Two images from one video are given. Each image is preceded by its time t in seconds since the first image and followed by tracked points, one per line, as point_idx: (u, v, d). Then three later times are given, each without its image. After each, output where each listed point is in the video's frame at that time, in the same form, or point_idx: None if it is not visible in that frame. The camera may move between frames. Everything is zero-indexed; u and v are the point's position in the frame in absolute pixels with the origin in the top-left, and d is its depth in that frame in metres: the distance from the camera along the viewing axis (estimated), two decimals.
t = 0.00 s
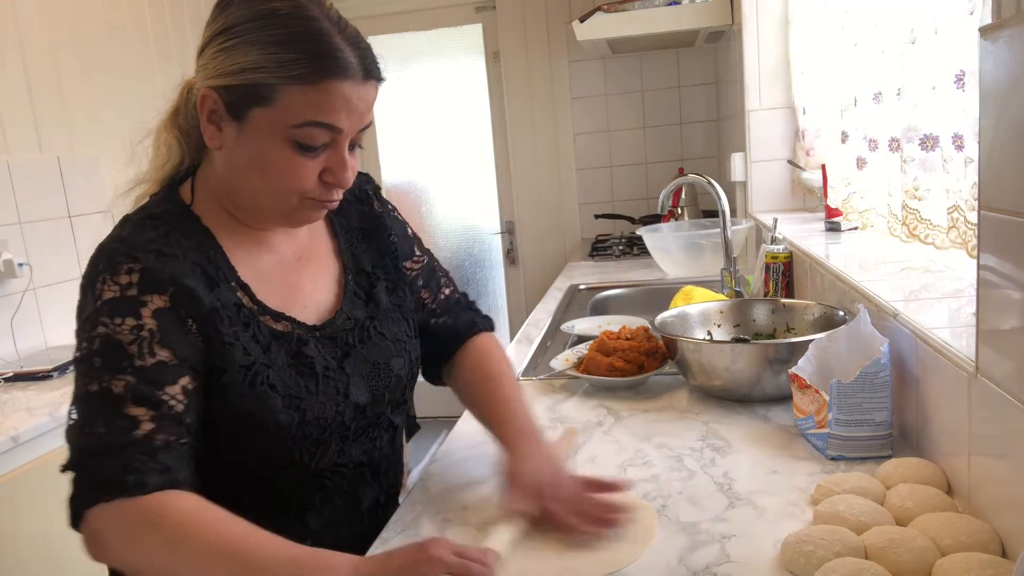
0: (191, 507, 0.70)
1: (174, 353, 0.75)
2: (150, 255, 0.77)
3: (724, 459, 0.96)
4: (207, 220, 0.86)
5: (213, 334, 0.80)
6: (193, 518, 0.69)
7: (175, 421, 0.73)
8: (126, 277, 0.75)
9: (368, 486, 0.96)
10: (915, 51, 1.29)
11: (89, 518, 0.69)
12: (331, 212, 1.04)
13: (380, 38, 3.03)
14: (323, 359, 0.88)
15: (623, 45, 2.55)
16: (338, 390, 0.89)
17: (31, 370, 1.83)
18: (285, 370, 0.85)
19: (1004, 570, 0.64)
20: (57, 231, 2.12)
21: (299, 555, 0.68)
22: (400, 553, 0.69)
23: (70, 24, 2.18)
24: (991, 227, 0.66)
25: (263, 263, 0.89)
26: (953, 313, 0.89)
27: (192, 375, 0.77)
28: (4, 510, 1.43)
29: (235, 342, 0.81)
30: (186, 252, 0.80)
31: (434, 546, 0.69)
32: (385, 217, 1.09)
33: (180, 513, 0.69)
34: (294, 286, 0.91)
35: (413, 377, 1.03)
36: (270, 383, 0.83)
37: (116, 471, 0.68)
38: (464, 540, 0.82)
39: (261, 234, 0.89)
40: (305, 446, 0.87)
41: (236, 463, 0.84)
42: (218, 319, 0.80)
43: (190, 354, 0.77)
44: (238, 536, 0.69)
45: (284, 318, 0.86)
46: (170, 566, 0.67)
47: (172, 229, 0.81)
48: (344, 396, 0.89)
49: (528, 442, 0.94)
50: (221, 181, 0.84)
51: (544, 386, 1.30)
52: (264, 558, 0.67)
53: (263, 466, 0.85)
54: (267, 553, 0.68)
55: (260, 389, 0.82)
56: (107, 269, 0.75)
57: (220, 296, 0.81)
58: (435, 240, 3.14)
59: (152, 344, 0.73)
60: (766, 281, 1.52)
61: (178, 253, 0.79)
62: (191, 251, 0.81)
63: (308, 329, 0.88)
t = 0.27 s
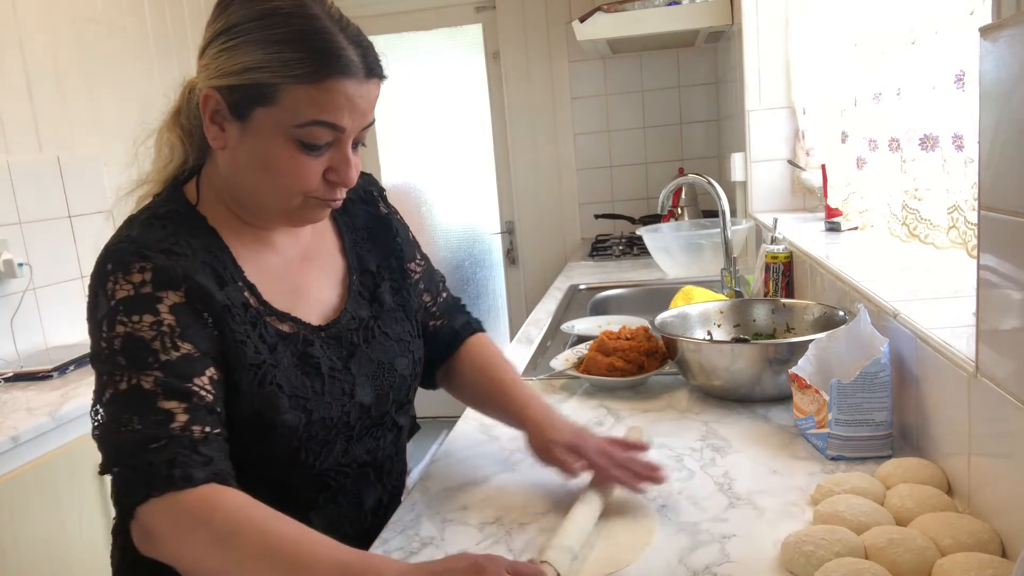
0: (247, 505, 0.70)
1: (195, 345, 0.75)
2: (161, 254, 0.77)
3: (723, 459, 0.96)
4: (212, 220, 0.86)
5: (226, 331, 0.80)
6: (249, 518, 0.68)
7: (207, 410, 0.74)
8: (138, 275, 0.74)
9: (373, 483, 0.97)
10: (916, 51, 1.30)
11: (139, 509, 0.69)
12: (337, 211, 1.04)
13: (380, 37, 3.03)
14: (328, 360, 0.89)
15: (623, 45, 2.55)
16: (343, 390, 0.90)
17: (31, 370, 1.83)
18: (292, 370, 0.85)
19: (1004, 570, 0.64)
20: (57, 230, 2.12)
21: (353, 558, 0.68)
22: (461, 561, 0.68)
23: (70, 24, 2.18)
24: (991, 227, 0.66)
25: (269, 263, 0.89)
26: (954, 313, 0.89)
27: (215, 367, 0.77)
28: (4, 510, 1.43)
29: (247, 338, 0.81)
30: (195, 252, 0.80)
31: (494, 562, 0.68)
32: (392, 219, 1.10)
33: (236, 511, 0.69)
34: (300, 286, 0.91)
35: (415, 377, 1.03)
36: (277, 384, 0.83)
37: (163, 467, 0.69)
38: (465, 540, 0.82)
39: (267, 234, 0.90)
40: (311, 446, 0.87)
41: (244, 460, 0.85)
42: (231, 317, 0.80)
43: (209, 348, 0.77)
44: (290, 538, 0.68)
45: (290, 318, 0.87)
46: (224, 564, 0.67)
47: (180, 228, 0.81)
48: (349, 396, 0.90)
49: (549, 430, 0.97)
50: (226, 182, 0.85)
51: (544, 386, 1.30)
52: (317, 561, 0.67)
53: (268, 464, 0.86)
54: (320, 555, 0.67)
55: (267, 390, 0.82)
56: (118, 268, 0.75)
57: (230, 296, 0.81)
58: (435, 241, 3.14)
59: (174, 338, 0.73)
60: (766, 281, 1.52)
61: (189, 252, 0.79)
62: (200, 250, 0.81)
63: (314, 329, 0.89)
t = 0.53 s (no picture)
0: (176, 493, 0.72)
1: (177, 356, 0.75)
2: (166, 251, 0.76)
3: (723, 459, 0.96)
4: (223, 214, 0.86)
5: (225, 335, 0.79)
6: (182, 504, 0.71)
7: (162, 424, 0.74)
8: (140, 272, 0.74)
9: (381, 478, 0.97)
10: (916, 51, 1.30)
11: (67, 505, 0.69)
12: (345, 210, 1.06)
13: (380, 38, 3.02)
14: (341, 349, 0.89)
15: (623, 45, 2.55)
16: (356, 380, 0.89)
17: (31, 370, 1.83)
18: (305, 360, 0.85)
19: (1004, 570, 0.64)
20: (57, 231, 2.12)
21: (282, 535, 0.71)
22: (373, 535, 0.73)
23: (70, 24, 2.18)
24: (992, 226, 0.66)
25: (280, 256, 0.89)
26: (955, 312, 0.89)
27: (191, 380, 0.76)
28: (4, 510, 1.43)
29: (249, 340, 0.80)
30: (205, 248, 0.80)
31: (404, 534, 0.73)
32: (393, 223, 1.13)
33: (168, 499, 0.71)
34: (312, 278, 0.92)
35: (422, 372, 1.04)
36: (290, 373, 0.83)
37: (99, 464, 0.69)
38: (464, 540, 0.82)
39: (277, 228, 0.90)
40: (324, 436, 0.87)
41: (251, 454, 0.85)
42: (234, 316, 0.80)
43: (197, 356, 0.77)
44: (220, 520, 0.71)
45: (305, 309, 0.87)
46: (158, 552, 0.69)
47: (190, 222, 0.81)
48: (362, 385, 0.90)
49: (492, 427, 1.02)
50: (239, 176, 0.85)
51: (544, 387, 1.30)
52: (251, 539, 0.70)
53: (281, 457, 0.85)
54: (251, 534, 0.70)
55: (279, 380, 0.82)
56: (122, 263, 0.74)
57: (239, 290, 0.81)
58: (435, 241, 3.14)
59: (157, 346, 0.73)
60: (766, 281, 1.52)
61: (198, 248, 0.79)
62: (210, 246, 0.81)
63: (328, 319, 0.89)
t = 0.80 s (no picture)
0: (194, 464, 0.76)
1: (193, 347, 0.76)
2: (175, 242, 0.77)
3: (723, 459, 0.96)
4: (230, 208, 0.87)
5: (233, 325, 0.80)
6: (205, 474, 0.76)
7: (182, 414, 0.76)
8: (152, 264, 0.75)
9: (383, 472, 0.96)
10: (916, 51, 1.30)
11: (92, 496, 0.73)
12: (350, 208, 1.06)
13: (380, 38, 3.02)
14: (343, 341, 0.89)
15: (623, 45, 2.55)
16: (358, 371, 0.89)
17: (32, 370, 1.83)
18: (309, 350, 0.85)
19: (1004, 570, 0.64)
20: (57, 231, 2.12)
21: (301, 477, 0.78)
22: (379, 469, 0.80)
23: (70, 24, 2.18)
24: (992, 226, 0.66)
25: (284, 250, 0.90)
26: (954, 312, 0.89)
27: (210, 375, 0.79)
28: (4, 510, 1.43)
29: (254, 329, 0.81)
30: (212, 239, 0.80)
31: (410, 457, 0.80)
32: (398, 223, 1.14)
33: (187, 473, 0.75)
34: (315, 272, 0.92)
35: (426, 367, 1.03)
36: (293, 362, 0.83)
37: (130, 455, 0.72)
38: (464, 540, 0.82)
39: (283, 222, 0.90)
40: (324, 425, 0.87)
41: (257, 445, 0.85)
42: (241, 305, 0.80)
43: (212, 346, 0.78)
44: (246, 481, 0.77)
45: (309, 301, 0.87)
46: (199, 515, 0.75)
47: (196, 213, 0.82)
48: (363, 377, 0.90)
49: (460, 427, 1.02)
50: (246, 170, 0.85)
51: (544, 387, 1.30)
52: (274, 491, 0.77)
53: (286, 445, 0.86)
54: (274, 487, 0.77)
55: (282, 368, 0.82)
56: (134, 253, 0.75)
57: (247, 279, 0.82)
58: (435, 241, 3.14)
59: (174, 338, 0.75)
60: (766, 281, 1.52)
61: (205, 239, 0.80)
62: (216, 236, 0.81)
63: (331, 311, 0.89)
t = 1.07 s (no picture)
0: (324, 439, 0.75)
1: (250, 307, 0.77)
2: (199, 224, 0.77)
3: (723, 459, 0.96)
4: (241, 202, 0.86)
5: (264, 296, 0.80)
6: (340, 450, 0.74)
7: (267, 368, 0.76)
8: (182, 245, 0.75)
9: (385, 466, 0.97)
10: (916, 51, 1.30)
11: (226, 467, 0.71)
12: (352, 205, 1.05)
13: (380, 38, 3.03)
14: (350, 334, 0.89)
15: (623, 45, 2.55)
16: (364, 366, 0.89)
17: (32, 370, 1.83)
18: (321, 341, 0.85)
19: (1004, 570, 0.64)
20: (57, 231, 2.12)
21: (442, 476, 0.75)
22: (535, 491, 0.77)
23: (70, 24, 2.18)
24: (992, 227, 0.66)
25: (291, 245, 0.90)
26: (954, 312, 0.89)
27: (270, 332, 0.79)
28: (5, 510, 1.43)
29: (281, 301, 0.82)
30: (229, 224, 0.80)
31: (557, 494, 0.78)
32: (401, 212, 1.11)
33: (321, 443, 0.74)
34: (321, 267, 0.92)
35: (428, 363, 1.04)
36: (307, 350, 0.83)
37: (242, 418, 0.72)
38: (464, 540, 0.82)
39: (289, 219, 0.90)
40: (332, 416, 0.87)
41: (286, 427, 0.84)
42: (263, 285, 0.80)
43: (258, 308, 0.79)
44: (384, 463, 0.75)
45: (318, 294, 0.87)
46: (327, 497, 0.72)
47: (212, 206, 0.81)
48: (369, 372, 0.90)
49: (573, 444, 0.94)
50: (253, 166, 0.86)
51: (544, 387, 1.30)
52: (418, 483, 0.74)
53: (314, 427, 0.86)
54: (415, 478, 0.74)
55: (298, 355, 0.82)
56: (160, 239, 0.75)
57: (267, 263, 0.82)
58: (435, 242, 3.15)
59: (233, 300, 0.75)
60: (766, 281, 1.52)
61: (224, 223, 0.80)
62: (234, 224, 0.81)
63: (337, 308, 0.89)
